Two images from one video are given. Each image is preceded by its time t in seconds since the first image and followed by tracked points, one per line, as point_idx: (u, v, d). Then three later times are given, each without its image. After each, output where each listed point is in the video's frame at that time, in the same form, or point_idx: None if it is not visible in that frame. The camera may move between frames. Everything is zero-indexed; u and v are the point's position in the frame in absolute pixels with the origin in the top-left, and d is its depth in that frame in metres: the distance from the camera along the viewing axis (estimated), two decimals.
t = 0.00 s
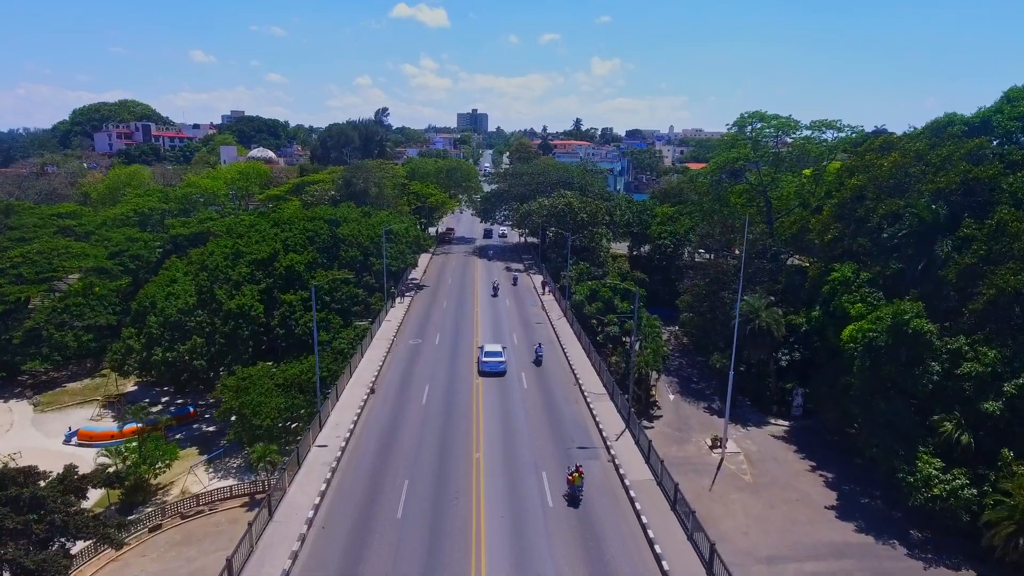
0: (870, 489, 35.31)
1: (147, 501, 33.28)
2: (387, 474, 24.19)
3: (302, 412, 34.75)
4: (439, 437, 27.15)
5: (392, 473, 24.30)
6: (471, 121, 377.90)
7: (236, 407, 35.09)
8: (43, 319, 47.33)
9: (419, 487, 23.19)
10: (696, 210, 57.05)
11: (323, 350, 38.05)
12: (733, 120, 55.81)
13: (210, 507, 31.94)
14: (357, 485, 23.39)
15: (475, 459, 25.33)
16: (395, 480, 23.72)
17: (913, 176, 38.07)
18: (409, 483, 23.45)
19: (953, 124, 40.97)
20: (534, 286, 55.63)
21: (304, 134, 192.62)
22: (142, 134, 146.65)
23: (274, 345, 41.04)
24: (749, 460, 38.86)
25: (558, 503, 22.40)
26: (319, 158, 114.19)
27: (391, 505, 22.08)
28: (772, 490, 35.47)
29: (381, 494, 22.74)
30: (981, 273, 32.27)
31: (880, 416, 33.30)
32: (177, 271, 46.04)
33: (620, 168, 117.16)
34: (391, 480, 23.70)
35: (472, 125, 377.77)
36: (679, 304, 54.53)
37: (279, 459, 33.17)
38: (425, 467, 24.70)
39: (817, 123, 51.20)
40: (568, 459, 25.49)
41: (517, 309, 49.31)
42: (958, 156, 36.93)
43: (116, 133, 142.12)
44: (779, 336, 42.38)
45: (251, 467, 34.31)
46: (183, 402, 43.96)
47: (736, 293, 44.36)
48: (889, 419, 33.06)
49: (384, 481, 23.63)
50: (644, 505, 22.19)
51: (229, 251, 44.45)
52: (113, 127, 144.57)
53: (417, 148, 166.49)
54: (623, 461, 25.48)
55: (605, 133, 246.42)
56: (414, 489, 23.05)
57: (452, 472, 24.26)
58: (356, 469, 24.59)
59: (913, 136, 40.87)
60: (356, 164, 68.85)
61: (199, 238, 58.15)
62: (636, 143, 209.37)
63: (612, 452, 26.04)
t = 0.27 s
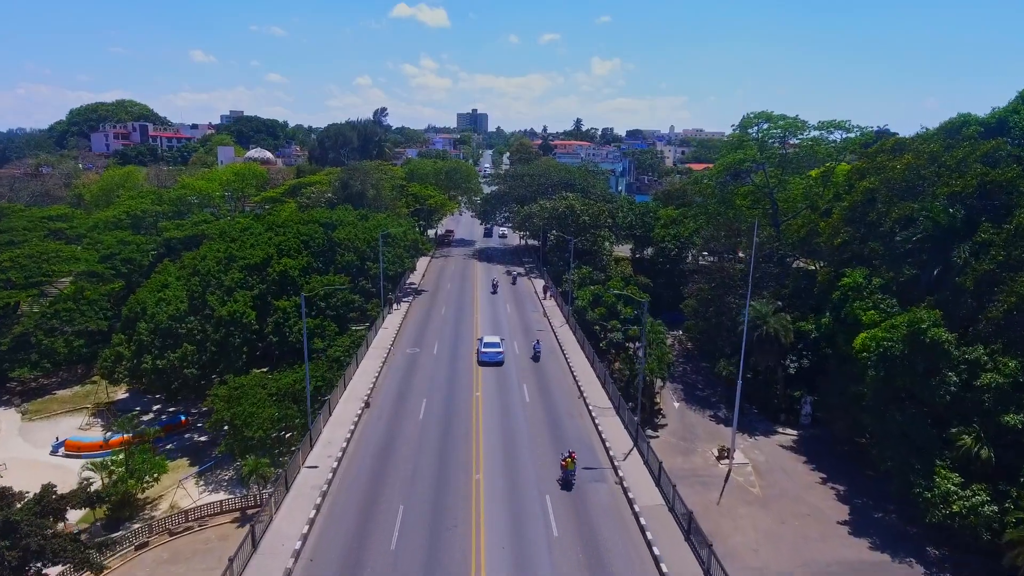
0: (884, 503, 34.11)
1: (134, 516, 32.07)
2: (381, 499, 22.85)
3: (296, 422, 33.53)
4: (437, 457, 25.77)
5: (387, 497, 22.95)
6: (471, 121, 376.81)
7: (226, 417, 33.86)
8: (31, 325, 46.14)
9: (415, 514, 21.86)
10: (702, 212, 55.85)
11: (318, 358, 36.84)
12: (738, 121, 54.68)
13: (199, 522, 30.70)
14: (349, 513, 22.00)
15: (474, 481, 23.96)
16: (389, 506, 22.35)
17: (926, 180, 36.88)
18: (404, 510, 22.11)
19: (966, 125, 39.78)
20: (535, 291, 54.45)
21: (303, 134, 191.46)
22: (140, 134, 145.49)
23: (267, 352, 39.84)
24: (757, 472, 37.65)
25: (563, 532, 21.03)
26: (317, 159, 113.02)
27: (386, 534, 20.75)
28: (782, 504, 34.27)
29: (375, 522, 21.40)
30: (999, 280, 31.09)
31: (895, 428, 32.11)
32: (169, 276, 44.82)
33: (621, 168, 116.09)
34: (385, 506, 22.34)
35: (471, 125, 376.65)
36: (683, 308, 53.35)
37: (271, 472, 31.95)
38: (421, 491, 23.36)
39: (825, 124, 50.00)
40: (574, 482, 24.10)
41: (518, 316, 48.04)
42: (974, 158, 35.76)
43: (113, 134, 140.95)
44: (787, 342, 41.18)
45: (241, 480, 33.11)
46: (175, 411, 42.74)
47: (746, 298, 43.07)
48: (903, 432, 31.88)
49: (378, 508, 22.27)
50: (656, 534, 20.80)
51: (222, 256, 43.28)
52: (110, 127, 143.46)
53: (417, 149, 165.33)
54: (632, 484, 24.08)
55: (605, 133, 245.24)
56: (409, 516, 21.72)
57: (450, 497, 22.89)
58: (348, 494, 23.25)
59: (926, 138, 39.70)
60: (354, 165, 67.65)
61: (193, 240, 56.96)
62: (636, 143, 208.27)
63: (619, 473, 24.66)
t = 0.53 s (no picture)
0: (898, 519, 32.94)
1: (121, 535, 30.81)
2: (376, 529, 21.59)
3: (289, 436, 32.37)
4: (434, 482, 24.52)
5: (381, 527, 21.72)
6: (471, 121, 375.78)
7: (218, 430, 32.65)
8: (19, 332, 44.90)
9: (411, 547, 20.61)
10: (707, 215, 54.64)
11: (313, 368, 35.66)
12: (744, 123, 53.52)
13: (188, 541, 29.51)
14: (340, 546, 20.75)
15: (474, 510, 22.71)
16: (384, 537, 21.09)
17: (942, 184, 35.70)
18: (400, 542, 20.86)
19: (982, 127, 38.60)
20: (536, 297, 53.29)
21: (302, 135, 190.24)
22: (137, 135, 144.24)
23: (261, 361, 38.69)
24: (766, 485, 36.49)
25: (569, 567, 19.78)
26: (315, 160, 111.78)
27: (380, 570, 19.51)
28: (793, 520, 33.12)
29: (368, 555, 20.17)
30: (1021, 289, 29.93)
31: (911, 443, 30.95)
32: (160, 282, 43.59)
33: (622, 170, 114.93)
34: (379, 538, 21.10)
35: (471, 125, 375.63)
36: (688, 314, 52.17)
37: (263, 488, 30.79)
38: (418, 520, 22.13)
39: (834, 126, 48.79)
40: (580, 510, 22.85)
41: (519, 324, 46.77)
42: (991, 162, 34.64)
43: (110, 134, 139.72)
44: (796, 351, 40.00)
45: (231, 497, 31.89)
46: (165, 422, 41.49)
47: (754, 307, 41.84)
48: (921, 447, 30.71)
49: (371, 539, 21.02)
50: (668, 570, 19.53)
51: (214, 261, 42.08)
52: (107, 127, 142.24)
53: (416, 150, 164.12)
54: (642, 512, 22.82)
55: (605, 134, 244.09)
56: (405, 549, 20.49)
57: (448, 528, 21.63)
58: (340, 524, 21.99)
59: (940, 141, 38.49)
60: (352, 167, 66.46)
61: (187, 244, 55.78)
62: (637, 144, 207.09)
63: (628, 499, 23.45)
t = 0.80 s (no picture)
0: (914, 538, 31.73)
1: (107, 555, 29.58)
2: (370, 565, 20.39)
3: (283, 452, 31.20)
4: (432, 512, 23.25)
5: (376, 563, 20.51)
6: (471, 121, 374.70)
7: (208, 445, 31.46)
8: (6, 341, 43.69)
9: None
10: (713, 219, 53.42)
11: (308, 380, 34.48)
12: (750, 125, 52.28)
13: (176, 563, 28.32)
14: None
15: (474, 543, 21.49)
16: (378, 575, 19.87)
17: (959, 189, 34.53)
18: None
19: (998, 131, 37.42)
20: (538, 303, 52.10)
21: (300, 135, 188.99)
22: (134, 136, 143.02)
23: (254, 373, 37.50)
24: (776, 501, 35.29)
25: None
26: (313, 161, 110.54)
27: None
28: (805, 538, 31.93)
29: None
30: None
31: (929, 459, 29.76)
32: (151, 289, 42.35)
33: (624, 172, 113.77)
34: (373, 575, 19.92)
35: (471, 126, 374.56)
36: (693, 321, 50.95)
37: (255, 507, 29.61)
38: (414, 554, 20.93)
39: (843, 128, 47.58)
40: (587, 543, 21.61)
41: (520, 332, 45.57)
42: (1009, 167, 33.46)
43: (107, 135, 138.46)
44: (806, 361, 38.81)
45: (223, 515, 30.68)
46: (157, 433, 40.30)
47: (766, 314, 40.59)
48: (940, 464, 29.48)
49: None
50: None
51: (207, 269, 40.87)
52: (104, 128, 140.97)
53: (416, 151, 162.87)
54: (653, 545, 21.56)
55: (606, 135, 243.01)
56: None
57: (447, 564, 20.42)
58: (332, 558, 20.80)
59: (957, 144, 37.30)
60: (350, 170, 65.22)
61: (181, 249, 54.61)
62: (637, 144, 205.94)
63: (639, 531, 22.16)
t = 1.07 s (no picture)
0: (931, 559, 30.55)
1: None
2: None
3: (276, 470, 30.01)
4: (430, 547, 22.08)
5: None
6: (471, 121, 373.66)
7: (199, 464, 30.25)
8: None
9: None
10: (718, 225, 52.24)
11: (303, 395, 33.27)
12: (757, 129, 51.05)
13: None
14: None
15: None
16: None
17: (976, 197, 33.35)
18: None
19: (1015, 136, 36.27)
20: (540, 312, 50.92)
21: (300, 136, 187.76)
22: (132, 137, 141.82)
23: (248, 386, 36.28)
24: (788, 519, 34.07)
25: None
26: (311, 163, 109.33)
27: None
28: (819, 560, 30.72)
29: None
30: None
31: (948, 480, 28.56)
32: (143, 298, 41.11)
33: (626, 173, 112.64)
34: None
35: (471, 126, 373.44)
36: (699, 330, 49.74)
37: (246, 529, 28.40)
38: None
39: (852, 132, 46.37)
40: None
41: (522, 343, 44.48)
42: None
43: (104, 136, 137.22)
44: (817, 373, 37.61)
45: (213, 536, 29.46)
46: (148, 446, 39.12)
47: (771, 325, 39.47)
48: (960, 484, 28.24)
49: None
50: None
51: (199, 277, 39.64)
52: (101, 130, 139.75)
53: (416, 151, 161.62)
54: None
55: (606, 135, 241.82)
56: None
57: None
58: None
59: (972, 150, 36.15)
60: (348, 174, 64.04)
61: (175, 255, 53.43)
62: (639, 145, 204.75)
63: (650, 569, 20.99)
